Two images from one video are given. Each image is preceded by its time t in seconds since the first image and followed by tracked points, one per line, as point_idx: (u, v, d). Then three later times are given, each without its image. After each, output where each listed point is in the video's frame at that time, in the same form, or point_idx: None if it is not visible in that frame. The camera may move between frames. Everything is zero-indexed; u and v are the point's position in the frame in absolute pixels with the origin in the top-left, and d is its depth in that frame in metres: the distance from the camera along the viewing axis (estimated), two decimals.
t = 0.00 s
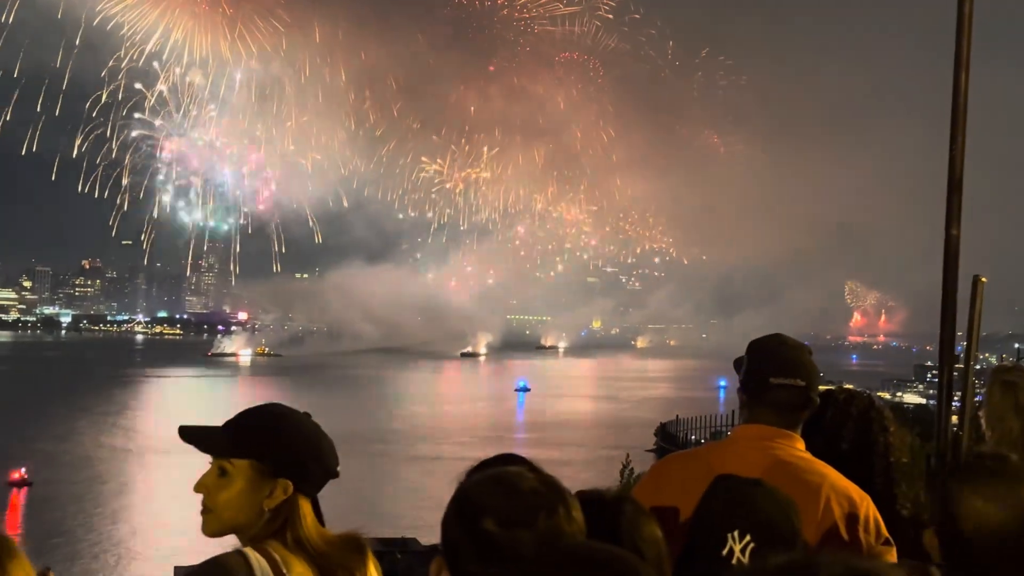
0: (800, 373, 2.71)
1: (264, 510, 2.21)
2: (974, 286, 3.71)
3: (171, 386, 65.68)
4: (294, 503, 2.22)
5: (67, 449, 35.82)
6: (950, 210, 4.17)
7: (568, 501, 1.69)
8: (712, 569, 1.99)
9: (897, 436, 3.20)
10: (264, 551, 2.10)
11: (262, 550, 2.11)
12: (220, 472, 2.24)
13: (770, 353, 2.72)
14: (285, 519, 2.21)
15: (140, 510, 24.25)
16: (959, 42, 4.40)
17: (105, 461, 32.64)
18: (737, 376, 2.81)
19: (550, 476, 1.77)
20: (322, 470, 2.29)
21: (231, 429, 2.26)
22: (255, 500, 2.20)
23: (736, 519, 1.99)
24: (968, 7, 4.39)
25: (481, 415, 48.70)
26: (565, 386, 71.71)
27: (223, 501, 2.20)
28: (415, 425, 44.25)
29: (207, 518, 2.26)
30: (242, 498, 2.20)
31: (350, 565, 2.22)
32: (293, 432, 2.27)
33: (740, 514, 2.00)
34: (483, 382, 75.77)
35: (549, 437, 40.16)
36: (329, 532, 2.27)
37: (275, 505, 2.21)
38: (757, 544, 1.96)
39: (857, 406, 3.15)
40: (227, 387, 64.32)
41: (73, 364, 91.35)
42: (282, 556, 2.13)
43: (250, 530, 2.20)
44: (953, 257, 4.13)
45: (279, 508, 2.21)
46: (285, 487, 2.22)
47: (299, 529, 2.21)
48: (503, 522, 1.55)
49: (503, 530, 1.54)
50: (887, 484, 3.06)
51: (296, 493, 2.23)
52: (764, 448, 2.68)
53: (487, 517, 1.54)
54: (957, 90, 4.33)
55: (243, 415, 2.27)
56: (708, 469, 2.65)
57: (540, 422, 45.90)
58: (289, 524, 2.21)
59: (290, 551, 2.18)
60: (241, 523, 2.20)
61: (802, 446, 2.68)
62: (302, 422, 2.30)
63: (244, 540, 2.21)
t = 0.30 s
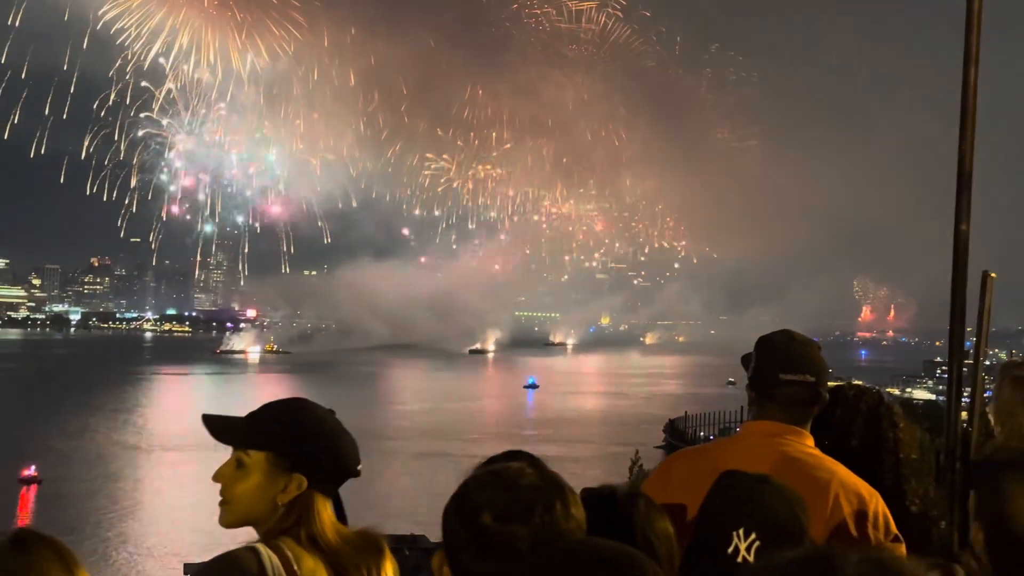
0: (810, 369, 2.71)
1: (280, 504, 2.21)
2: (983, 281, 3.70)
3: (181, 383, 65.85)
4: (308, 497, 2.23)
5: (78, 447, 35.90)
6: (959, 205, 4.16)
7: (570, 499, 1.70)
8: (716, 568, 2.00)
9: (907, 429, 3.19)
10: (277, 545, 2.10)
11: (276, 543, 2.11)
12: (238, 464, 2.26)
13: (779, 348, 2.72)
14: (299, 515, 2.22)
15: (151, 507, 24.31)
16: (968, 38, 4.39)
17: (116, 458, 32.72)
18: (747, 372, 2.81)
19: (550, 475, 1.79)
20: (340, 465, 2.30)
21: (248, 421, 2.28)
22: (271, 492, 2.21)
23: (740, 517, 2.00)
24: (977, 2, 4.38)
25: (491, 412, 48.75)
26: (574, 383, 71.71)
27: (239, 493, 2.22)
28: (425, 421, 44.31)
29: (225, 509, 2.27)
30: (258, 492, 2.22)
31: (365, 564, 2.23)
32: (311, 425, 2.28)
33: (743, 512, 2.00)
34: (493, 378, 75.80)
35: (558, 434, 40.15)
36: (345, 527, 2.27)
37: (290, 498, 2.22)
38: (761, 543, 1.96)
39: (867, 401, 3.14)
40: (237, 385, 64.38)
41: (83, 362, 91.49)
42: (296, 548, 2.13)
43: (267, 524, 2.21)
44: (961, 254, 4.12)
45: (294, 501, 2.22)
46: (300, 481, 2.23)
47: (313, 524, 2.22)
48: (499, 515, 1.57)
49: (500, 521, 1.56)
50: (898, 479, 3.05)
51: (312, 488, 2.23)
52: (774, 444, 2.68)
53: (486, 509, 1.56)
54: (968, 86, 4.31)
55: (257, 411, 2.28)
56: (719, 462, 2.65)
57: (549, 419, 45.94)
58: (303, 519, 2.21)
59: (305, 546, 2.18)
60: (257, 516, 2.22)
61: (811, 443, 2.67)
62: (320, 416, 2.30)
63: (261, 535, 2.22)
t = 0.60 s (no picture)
0: (819, 364, 2.71)
1: (293, 492, 2.23)
2: (992, 277, 3.70)
3: (191, 382, 65.93)
4: (321, 490, 2.24)
5: (88, 445, 35.97)
6: (968, 200, 4.16)
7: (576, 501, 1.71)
8: (726, 566, 2.00)
9: (917, 425, 3.18)
10: (290, 534, 2.11)
11: (287, 537, 2.11)
12: (257, 450, 2.28)
13: (790, 342, 2.72)
14: (312, 506, 2.22)
15: (161, 505, 24.34)
16: (978, 32, 4.38)
17: (126, 457, 32.77)
18: (756, 368, 2.81)
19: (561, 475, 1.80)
20: (357, 457, 2.31)
21: (265, 413, 2.30)
22: (284, 481, 2.22)
23: (748, 513, 2.00)
24: None
25: (500, 411, 48.74)
26: (583, 380, 71.75)
27: (255, 482, 2.23)
28: (435, 420, 44.33)
29: (243, 495, 2.28)
30: (274, 481, 2.23)
31: (377, 556, 2.23)
32: (329, 415, 2.29)
33: (750, 507, 2.00)
34: (501, 376, 75.82)
35: (567, 432, 40.12)
36: (359, 519, 2.28)
37: (304, 488, 2.22)
38: (767, 540, 1.96)
39: (876, 399, 3.13)
40: (246, 383, 64.49)
41: (92, 361, 91.56)
42: (307, 539, 2.13)
43: (283, 514, 2.23)
44: (970, 253, 4.11)
45: (307, 492, 2.23)
46: (315, 471, 2.23)
47: (327, 516, 2.21)
48: (501, 509, 1.58)
49: (504, 516, 1.57)
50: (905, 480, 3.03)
51: (324, 479, 2.24)
52: (784, 438, 2.68)
53: (485, 503, 1.57)
54: (976, 82, 4.30)
55: (275, 404, 2.29)
56: (729, 457, 2.66)
57: (558, 417, 45.93)
58: (316, 510, 2.22)
59: (317, 537, 2.18)
60: (274, 505, 2.23)
61: (821, 440, 2.67)
62: (336, 408, 2.31)
63: (277, 524, 2.22)
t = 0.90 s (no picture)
0: (831, 363, 2.70)
1: (309, 489, 2.24)
2: (1003, 272, 3.68)
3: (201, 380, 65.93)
4: (335, 486, 2.24)
5: (98, 444, 35.98)
6: (980, 199, 4.15)
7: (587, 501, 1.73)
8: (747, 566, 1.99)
9: (930, 424, 3.18)
10: (307, 528, 2.11)
11: (300, 532, 2.11)
12: (275, 447, 2.29)
13: (798, 341, 2.72)
14: (327, 503, 2.22)
15: (171, 504, 24.33)
16: (988, 29, 4.37)
17: (137, 457, 32.77)
18: (766, 366, 2.82)
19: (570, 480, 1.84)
20: (375, 459, 2.31)
21: (283, 411, 2.31)
22: (300, 479, 2.23)
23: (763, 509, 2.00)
24: None
25: (510, 409, 48.64)
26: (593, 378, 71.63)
27: (271, 478, 2.25)
28: (445, 418, 44.29)
29: (263, 492, 2.30)
30: (291, 477, 2.24)
31: (391, 551, 2.22)
32: (345, 414, 2.30)
33: (764, 505, 1.99)
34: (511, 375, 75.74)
35: (577, 429, 40.10)
36: (375, 515, 2.28)
37: (318, 483, 2.23)
38: (783, 536, 1.97)
39: (888, 396, 3.13)
40: (256, 382, 64.47)
41: (102, 360, 91.55)
42: (322, 534, 2.14)
43: (298, 510, 2.24)
44: (980, 249, 4.11)
45: (321, 487, 2.24)
46: (328, 466, 2.24)
47: (342, 512, 2.22)
48: (508, 502, 1.59)
49: (511, 509, 1.58)
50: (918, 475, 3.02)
51: (339, 475, 2.25)
52: (795, 436, 2.68)
53: (493, 496, 1.58)
54: (986, 79, 4.30)
55: (291, 404, 2.31)
56: (741, 456, 2.66)
57: (568, 415, 45.86)
58: (331, 505, 2.23)
59: (333, 531, 2.17)
60: (290, 502, 2.24)
61: (831, 438, 2.67)
62: (355, 406, 2.32)
63: (293, 521, 2.24)
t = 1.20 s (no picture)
0: (841, 361, 2.69)
1: (319, 487, 2.23)
2: (1015, 269, 3.68)
3: (213, 380, 65.95)
4: (346, 482, 2.24)
5: (111, 444, 36.02)
6: (990, 195, 4.14)
7: (601, 503, 1.75)
8: (769, 566, 1.99)
9: (943, 422, 3.17)
10: (321, 525, 2.11)
11: (316, 528, 2.11)
12: (285, 449, 2.29)
13: (809, 339, 2.71)
14: (336, 502, 2.23)
15: (185, 504, 24.35)
16: (998, 26, 4.35)
17: (151, 456, 32.80)
18: (779, 365, 2.82)
19: (586, 478, 1.85)
20: (385, 459, 2.31)
21: (293, 407, 2.31)
22: (310, 477, 2.23)
23: (786, 505, 2.00)
24: None
25: (522, 408, 48.60)
26: (604, 377, 71.55)
27: (282, 478, 2.25)
28: (456, 417, 44.29)
29: (275, 491, 2.30)
30: (300, 476, 2.24)
31: (402, 550, 2.21)
32: (357, 412, 2.30)
33: (790, 504, 1.99)
34: (522, 373, 75.69)
35: (587, 428, 40.08)
36: (385, 514, 2.28)
37: (328, 481, 2.23)
38: (812, 534, 1.96)
39: (899, 395, 3.12)
40: (268, 381, 64.50)
41: (113, 360, 91.60)
42: (337, 531, 2.14)
43: (311, 507, 2.23)
44: (992, 244, 4.10)
45: (331, 486, 2.23)
46: (338, 463, 2.24)
47: (352, 509, 2.22)
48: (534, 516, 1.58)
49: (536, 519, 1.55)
50: (929, 474, 3.00)
51: (349, 474, 2.25)
52: (806, 436, 2.67)
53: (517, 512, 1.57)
54: (996, 77, 4.28)
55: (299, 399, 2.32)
56: (754, 458, 2.64)
57: (579, 414, 45.84)
58: (342, 503, 2.23)
59: (345, 530, 2.18)
60: (301, 501, 2.23)
61: (843, 437, 2.67)
62: (366, 404, 2.32)
63: (304, 518, 2.23)
